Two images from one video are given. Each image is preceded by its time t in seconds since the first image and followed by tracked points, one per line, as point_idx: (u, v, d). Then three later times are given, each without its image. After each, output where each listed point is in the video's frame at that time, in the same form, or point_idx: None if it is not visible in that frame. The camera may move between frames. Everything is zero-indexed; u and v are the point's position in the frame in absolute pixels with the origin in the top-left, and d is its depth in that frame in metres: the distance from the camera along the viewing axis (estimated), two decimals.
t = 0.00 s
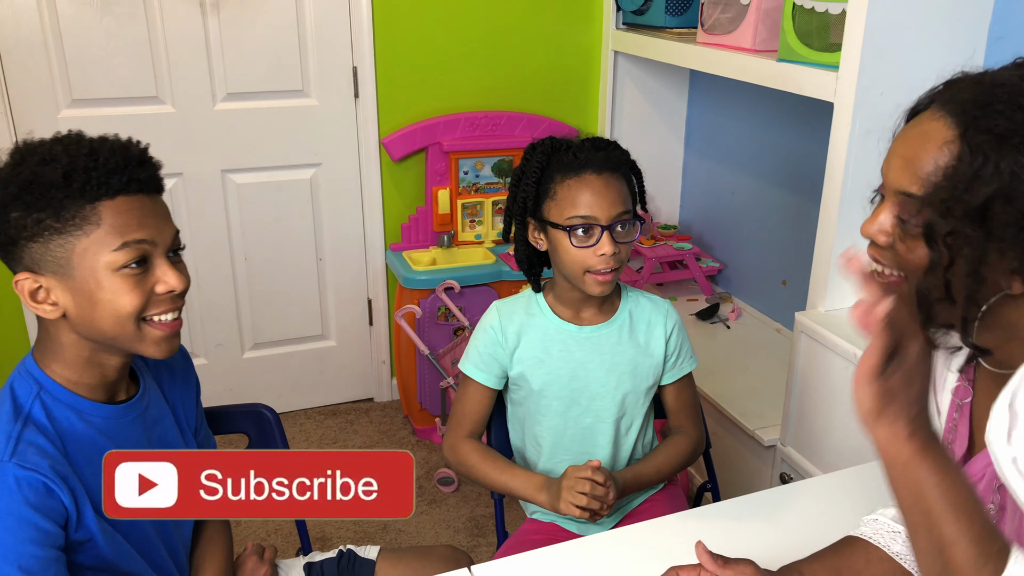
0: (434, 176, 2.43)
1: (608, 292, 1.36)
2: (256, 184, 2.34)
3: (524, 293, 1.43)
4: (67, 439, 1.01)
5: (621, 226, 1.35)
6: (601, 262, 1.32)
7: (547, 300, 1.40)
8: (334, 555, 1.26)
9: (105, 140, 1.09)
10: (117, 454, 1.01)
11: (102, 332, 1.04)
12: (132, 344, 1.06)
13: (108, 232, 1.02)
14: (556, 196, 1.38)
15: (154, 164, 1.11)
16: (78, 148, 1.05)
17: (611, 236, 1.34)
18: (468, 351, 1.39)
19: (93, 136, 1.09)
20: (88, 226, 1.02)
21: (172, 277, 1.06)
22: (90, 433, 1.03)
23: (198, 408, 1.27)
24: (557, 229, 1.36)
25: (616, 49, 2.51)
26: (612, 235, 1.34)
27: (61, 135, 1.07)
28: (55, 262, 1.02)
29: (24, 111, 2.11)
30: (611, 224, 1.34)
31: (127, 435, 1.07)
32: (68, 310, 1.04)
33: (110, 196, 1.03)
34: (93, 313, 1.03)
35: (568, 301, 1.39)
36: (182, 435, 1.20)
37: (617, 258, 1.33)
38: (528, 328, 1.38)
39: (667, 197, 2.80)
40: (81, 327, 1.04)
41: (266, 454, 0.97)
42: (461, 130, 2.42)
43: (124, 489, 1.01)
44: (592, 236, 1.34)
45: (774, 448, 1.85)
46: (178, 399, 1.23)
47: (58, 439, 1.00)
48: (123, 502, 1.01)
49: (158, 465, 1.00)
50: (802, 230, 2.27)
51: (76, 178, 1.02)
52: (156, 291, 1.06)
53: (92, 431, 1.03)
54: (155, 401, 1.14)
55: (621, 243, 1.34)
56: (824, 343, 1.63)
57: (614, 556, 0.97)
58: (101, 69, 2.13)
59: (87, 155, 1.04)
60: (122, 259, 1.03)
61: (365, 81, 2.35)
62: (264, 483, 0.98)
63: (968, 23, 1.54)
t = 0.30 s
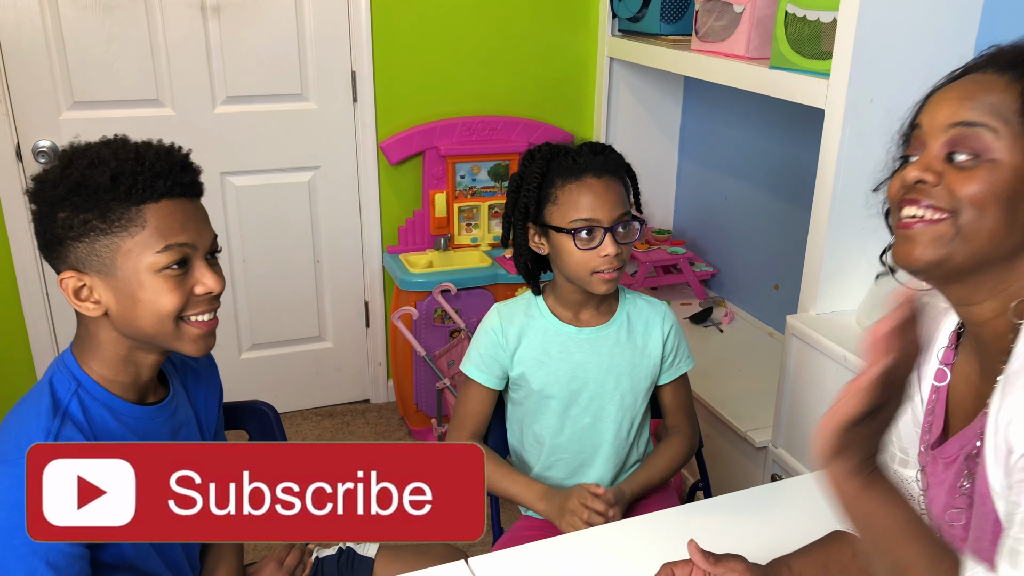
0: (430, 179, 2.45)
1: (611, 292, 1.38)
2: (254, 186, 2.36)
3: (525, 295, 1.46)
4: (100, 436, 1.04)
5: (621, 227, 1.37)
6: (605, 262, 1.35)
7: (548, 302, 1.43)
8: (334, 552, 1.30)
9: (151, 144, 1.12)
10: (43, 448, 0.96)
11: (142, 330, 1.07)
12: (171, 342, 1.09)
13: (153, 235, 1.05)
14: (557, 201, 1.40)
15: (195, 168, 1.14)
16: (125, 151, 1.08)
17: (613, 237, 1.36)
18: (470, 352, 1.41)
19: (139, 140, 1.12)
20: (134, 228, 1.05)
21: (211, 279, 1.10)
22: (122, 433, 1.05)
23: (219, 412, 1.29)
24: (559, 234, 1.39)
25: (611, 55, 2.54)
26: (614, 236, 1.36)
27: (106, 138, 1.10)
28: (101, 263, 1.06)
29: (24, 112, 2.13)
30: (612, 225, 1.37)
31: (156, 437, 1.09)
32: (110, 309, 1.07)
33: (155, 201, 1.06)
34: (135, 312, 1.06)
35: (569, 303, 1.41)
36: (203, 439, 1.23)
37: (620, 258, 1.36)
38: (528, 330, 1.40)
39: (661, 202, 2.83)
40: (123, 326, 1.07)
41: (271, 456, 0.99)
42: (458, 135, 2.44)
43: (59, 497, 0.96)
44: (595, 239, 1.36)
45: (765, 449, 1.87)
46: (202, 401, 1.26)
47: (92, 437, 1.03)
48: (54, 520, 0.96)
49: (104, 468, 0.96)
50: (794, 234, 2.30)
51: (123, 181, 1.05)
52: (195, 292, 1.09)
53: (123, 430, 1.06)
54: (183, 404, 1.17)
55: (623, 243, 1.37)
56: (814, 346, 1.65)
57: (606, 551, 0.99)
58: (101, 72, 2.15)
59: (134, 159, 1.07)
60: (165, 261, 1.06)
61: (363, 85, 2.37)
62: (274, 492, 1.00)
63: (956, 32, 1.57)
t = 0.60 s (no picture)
0: (436, 190, 2.49)
1: (613, 300, 1.41)
2: (263, 197, 2.40)
3: (531, 303, 1.49)
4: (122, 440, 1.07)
5: (622, 239, 1.40)
6: (607, 273, 1.37)
7: (555, 309, 1.46)
8: (343, 553, 1.32)
9: (177, 159, 1.15)
10: (54, 449, 0.98)
11: (163, 339, 1.10)
12: (190, 350, 1.12)
13: (178, 247, 1.09)
14: (561, 212, 1.43)
15: (219, 184, 1.17)
16: (152, 165, 1.11)
17: (615, 249, 1.39)
18: (478, 358, 1.44)
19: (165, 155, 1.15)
20: (160, 240, 1.08)
21: (231, 291, 1.13)
22: (143, 436, 1.08)
23: (234, 416, 1.32)
24: (562, 246, 1.42)
25: (614, 67, 2.58)
26: (615, 249, 1.39)
27: (135, 153, 1.14)
28: (126, 273, 1.09)
29: (38, 124, 2.17)
30: (613, 238, 1.39)
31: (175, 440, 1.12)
32: (133, 317, 1.10)
33: (180, 214, 1.09)
34: (156, 321, 1.09)
35: (575, 311, 1.44)
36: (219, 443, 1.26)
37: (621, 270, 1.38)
38: (535, 337, 1.43)
39: (664, 212, 2.87)
40: (145, 334, 1.10)
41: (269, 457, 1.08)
42: (463, 146, 2.47)
43: (65, 498, 0.97)
44: (598, 251, 1.39)
45: (767, 456, 1.89)
46: (218, 405, 1.28)
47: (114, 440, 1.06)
48: (60, 518, 0.97)
49: (112, 471, 1.01)
50: (795, 244, 2.33)
51: (150, 195, 1.08)
52: (216, 304, 1.12)
53: (145, 434, 1.09)
54: (200, 409, 1.20)
55: (624, 256, 1.40)
56: (815, 353, 1.66)
57: (608, 552, 1.01)
58: (113, 85, 2.19)
59: (161, 173, 1.10)
60: (188, 274, 1.09)
61: (370, 97, 2.41)
62: (273, 492, 1.09)
63: (951, 44, 1.61)
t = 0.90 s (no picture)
0: (442, 192, 2.51)
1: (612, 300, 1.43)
2: (271, 197, 2.42)
3: (537, 301, 1.50)
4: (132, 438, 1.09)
5: (619, 242, 1.41)
6: (602, 274, 1.39)
7: (560, 307, 1.47)
8: (349, 547, 1.36)
9: (189, 161, 1.17)
10: (53, 448, 0.98)
11: (175, 339, 1.12)
12: (202, 350, 1.14)
13: (192, 249, 1.11)
14: (563, 211, 1.45)
15: (231, 186, 1.20)
16: (166, 167, 1.13)
17: (613, 250, 1.41)
18: (485, 354, 1.45)
19: (178, 157, 1.17)
20: (173, 242, 1.10)
21: (243, 292, 1.15)
22: (153, 434, 1.10)
23: (241, 413, 1.34)
24: (562, 245, 1.44)
25: (620, 71, 2.59)
26: (611, 251, 1.40)
27: (148, 155, 1.15)
28: (140, 274, 1.11)
29: (50, 124, 2.19)
30: (610, 240, 1.41)
31: (185, 438, 1.14)
32: (146, 318, 1.12)
33: (193, 216, 1.11)
34: (169, 320, 1.11)
35: (579, 310, 1.45)
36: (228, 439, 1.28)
37: (616, 271, 1.40)
38: (541, 334, 1.44)
39: (669, 214, 2.88)
40: (157, 335, 1.12)
41: (270, 457, 1.04)
42: (469, 148, 2.50)
43: (64, 496, 0.99)
44: (595, 251, 1.41)
45: (769, 457, 1.90)
46: (228, 404, 1.30)
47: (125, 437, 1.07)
48: (59, 518, 0.97)
49: (110, 470, 0.99)
50: (798, 246, 2.34)
51: (164, 197, 1.10)
52: (228, 304, 1.14)
53: (156, 432, 1.11)
54: (210, 406, 1.22)
55: (621, 258, 1.41)
56: (817, 354, 1.67)
57: (610, 548, 1.02)
58: (124, 86, 2.22)
59: (175, 175, 1.12)
60: (202, 274, 1.11)
61: (378, 99, 2.43)
62: (274, 492, 1.06)
63: (955, 47, 1.62)
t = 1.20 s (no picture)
0: (441, 192, 2.52)
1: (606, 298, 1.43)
2: (270, 199, 2.43)
3: (535, 297, 1.51)
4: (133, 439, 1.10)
5: (611, 239, 1.42)
6: (594, 271, 1.40)
7: (558, 303, 1.49)
8: (349, 543, 1.36)
9: (181, 163, 1.18)
10: (54, 449, 0.98)
11: (182, 341, 1.13)
12: (211, 351, 1.15)
13: (191, 250, 1.12)
14: (557, 209, 1.46)
15: (223, 184, 1.21)
16: (159, 170, 1.14)
17: (605, 247, 1.42)
18: (482, 352, 1.46)
19: (169, 160, 1.18)
20: (172, 244, 1.11)
21: (245, 289, 1.17)
22: (154, 436, 1.11)
23: (245, 412, 1.35)
24: (556, 242, 1.46)
25: (617, 70, 2.60)
26: (603, 248, 1.42)
27: (139, 160, 1.16)
28: (141, 279, 1.12)
29: (50, 127, 2.21)
30: (602, 237, 1.42)
31: (187, 439, 1.15)
32: (151, 323, 1.13)
33: (190, 217, 1.12)
34: (175, 323, 1.12)
35: (578, 309, 1.46)
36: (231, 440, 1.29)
37: (608, 268, 1.41)
38: (537, 331, 1.46)
39: (666, 213, 2.90)
40: (163, 339, 1.13)
41: (272, 457, 1.02)
42: (467, 148, 2.51)
43: (64, 496, 0.99)
44: (587, 248, 1.42)
45: (767, 452, 1.91)
46: (232, 405, 1.32)
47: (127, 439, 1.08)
48: (59, 518, 0.98)
49: (109, 470, 0.99)
50: (794, 243, 2.35)
51: (159, 200, 1.11)
52: (231, 302, 1.15)
53: (158, 434, 1.12)
54: (212, 407, 1.23)
55: (613, 255, 1.42)
56: (813, 349, 1.68)
57: (607, 542, 1.03)
58: (123, 89, 2.23)
59: (168, 177, 1.13)
60: (203, 275, 1.12)
61: (376, 99, 2.44)
62: (274, 491, 1.04)
63: (948, 45, 1.63)
